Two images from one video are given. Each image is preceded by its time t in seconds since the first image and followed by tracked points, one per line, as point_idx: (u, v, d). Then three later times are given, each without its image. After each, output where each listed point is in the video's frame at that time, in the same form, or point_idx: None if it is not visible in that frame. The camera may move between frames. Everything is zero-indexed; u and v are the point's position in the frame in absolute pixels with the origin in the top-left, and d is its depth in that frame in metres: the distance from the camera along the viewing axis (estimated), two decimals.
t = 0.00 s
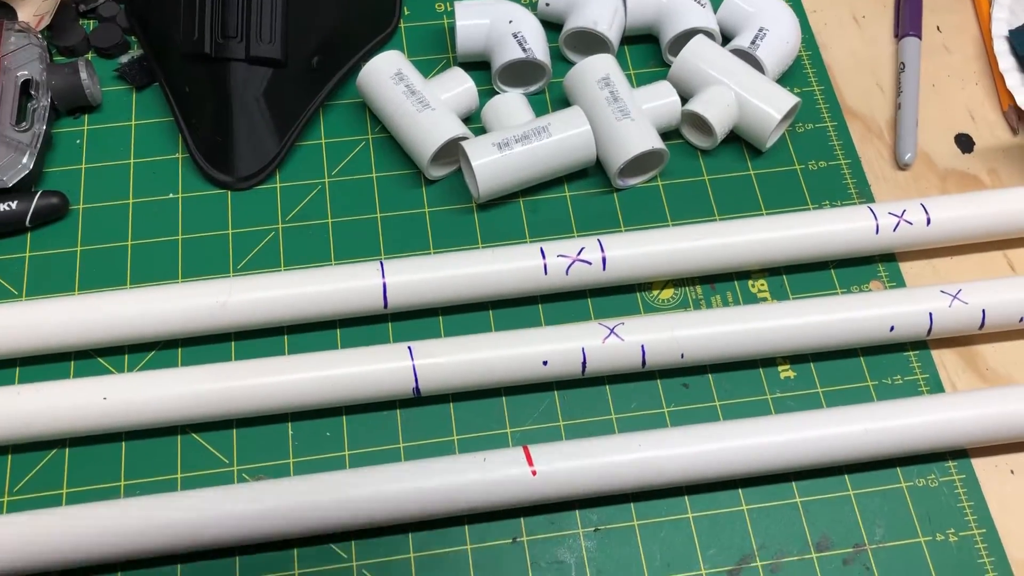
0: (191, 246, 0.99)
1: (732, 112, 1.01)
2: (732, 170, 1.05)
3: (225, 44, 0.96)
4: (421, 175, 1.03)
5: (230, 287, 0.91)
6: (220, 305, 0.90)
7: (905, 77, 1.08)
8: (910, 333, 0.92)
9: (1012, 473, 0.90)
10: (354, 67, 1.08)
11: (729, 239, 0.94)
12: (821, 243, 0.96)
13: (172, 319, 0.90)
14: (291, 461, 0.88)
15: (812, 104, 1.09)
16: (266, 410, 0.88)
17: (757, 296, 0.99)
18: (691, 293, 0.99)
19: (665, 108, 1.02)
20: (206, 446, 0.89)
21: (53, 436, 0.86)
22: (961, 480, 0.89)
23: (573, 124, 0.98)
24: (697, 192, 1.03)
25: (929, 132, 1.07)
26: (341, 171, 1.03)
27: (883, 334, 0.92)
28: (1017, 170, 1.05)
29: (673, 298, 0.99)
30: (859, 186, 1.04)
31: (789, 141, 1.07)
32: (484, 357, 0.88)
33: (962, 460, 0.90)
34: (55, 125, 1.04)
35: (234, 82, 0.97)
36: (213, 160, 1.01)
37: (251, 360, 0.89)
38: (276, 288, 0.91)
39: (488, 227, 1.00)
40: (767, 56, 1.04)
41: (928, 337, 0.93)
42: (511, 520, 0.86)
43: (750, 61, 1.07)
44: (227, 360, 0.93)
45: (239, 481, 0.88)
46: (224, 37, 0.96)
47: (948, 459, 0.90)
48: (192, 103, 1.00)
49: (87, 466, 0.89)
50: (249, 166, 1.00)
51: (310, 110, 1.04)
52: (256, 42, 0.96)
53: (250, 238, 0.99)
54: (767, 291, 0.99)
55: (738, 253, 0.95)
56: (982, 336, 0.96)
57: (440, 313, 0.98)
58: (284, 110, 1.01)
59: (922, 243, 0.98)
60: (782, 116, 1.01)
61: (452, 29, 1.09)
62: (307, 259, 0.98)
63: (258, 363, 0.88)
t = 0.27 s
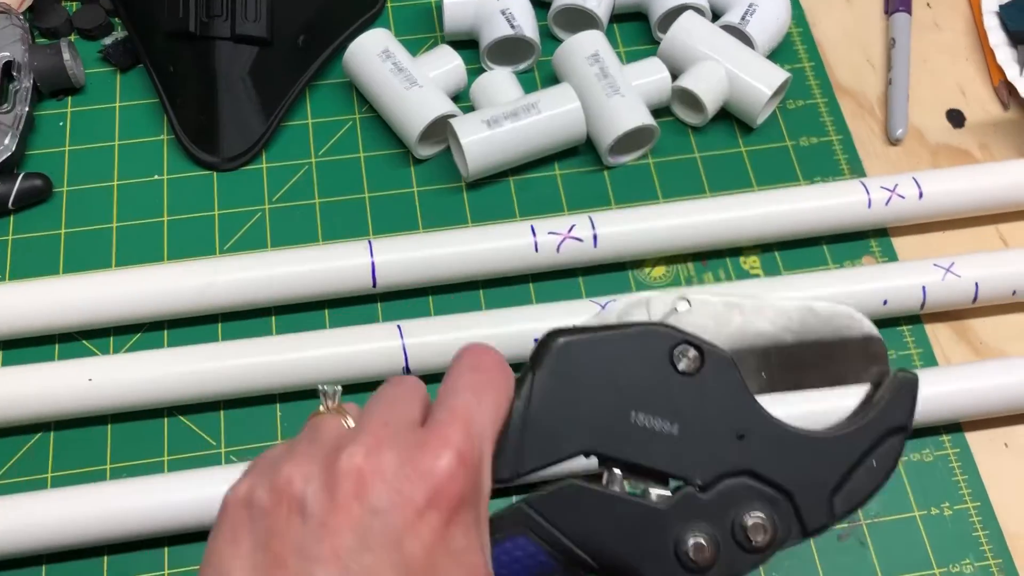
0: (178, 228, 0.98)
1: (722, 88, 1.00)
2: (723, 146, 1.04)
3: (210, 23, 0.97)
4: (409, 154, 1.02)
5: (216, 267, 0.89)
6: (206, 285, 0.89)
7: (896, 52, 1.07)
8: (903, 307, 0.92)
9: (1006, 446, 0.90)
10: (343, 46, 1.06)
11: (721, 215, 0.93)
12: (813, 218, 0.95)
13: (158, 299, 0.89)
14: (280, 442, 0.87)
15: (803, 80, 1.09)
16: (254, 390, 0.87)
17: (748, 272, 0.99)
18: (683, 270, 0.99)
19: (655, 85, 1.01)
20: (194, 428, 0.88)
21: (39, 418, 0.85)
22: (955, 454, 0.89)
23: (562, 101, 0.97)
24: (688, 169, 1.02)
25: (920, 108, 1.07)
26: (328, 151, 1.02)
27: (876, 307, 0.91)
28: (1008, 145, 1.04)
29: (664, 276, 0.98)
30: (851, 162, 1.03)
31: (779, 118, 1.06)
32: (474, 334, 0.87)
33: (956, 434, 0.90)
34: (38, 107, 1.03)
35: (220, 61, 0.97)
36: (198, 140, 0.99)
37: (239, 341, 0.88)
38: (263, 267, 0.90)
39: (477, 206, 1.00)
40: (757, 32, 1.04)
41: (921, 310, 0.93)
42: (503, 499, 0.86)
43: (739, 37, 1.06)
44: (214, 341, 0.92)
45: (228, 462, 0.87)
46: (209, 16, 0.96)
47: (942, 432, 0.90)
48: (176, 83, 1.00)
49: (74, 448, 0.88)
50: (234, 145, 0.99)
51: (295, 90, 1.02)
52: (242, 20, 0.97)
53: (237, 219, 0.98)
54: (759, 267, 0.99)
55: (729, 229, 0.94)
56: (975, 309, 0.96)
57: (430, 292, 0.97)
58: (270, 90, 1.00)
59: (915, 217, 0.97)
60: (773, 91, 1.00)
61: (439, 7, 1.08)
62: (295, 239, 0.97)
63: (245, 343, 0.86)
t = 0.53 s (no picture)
0: (157, 222, 0.97)
1: (703, 75, 1.00)
2: (704, 134, 1.04)
3: (187, 14, 0.96)
4: (389, 145, 1.02)
5: (195, 261, 0.89)
6: (185, 279, 0.88)
7: (876, 38, 1.07)
8: (885, 292, 0.92)
9: (990, 429, 0.90)
10: (322, 39, 1.06)
11: (703, 202, 0.93)
12: (795, 204, 0.95)
13: (137, 294, 0.88)
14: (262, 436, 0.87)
15: (784, 67, 1.08)
16: (235, 384, 0.86)
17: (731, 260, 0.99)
18: (666, 259, 0.98)
19: (636, 73, 1.01)
20: (175, 423, 0.87)
21: (17, 415, 0.84)
22: (939, 439, 0.89)
23: (542, 90, 0.96)
24: (669, 157, 1.02)
25: (901, 93, 1.07)
26: (308, 143, 1.01)
27: (858, 293, 0.91)
28: (989, 130, 1.05)
29: (647, 264, 0.98)
30: (832, 148, 1.03)
31: (761, 105, 1.06)
32: (456, 325, 0.86)
33: (940, 418, 0.90)
34: (13, 102, 1.02)
35: (197, 53, 0.96)
36: (177, 134, 0.99)
37: (219, 334, 0.87)
38: (242, 260, 0.89)
39: (459, 196, 0.99)
40: (737, 19, 1.04)
41: (904, 295, 0.93)
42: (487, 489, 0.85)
43: (719, 24, 1.06)
44: (194, 335, 0.91)
45: (209, 456, 0.86)
46: (186, 7, 0.96)
47: (926, 417, 0.90)
48: (154, 77, 0.99)
49: (53, 445, 0.87)
50: (213, 139, 0.98)
51: (275, 82, 1.01)
52: (219, 12, 0.96)
53: (217, 213, 0.97)
54: (742, 255, 0.99)
55: (712, 216, 0.94)
56: (957, 294, 0.96)
57: (412, 284, 0.96)
58: (248, 83, 1.00)
59: (896, 202, 0.97)
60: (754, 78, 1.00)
61: None
62: (275, 232, 0.96)
63: (225, 336, 0.86)
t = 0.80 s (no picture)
0: (151, 214, 0.97)
1: (694, 61, 1.01)
2: (696, 120, 1.04)
3: (178, 5, 0.96)
4: (382, 135, 1.02)
5: (190, 251, 0.89)
6: (180, 269, 0.88)
7: (864, 23, 1.08)
8: (878, 273, 0.92)
9: (983, 408, 0.91)
10: (313, 30, 1.06)
11: (696, 187, 0.94)
12: (787, 188, 0.95)
13: (132, 285, 0.88)
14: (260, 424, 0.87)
15: (774, 53, 1.09)
16: (232, 373, 0.86)
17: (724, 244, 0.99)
18: (660, 244, 0.99)
19: (627, 60, 1.01)
20: (172, 413, 0.87)
21: (14, 407, 0.84)
22: (932, 417, 0.90)
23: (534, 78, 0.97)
24: (661, 143, 1.03)
25: (890, 78, 1.08)
26: (301, 134, 1.02)
27: (851, 274, 0.92)
28: (978, 112, 1.05)
29: (641, 250, 0.99)
30: (823, 132, 1.04)
31: (751, 90, 1.06)
32: (452, 311, 0.87)
33: (933, 398, 0.91)
34: (4, 96, 1.02)
35: (188, 44, 0.97)
36: (169, 126, 0.99)
37: (215, 324, 0.87)
38: (237, 250, 0.89)
39: (452, 184, 0.99)
40: (727, 5, 1.04)
41: (896, 277, 0.94)
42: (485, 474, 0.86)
43: (709, 11, 1.07)
44: (190, 325, 0.91)
45: (207, 445, 0.87)
46: None
47: (920, 396, 0.91)
48: (145, 69, 0.99)
49: (50, 437, 0.87)
50: (206, 130, 0.99)
51: (267, 73, 1.01)
52: (210, 3, 0.97)
53: (211, 204, 0.97)
54: (735, 239, 0.99)
55: (705, 201, 0.94)
56: (948, 275, 0.97)
57: (407, 272, 0.96)
58: (240, 74, 1.00)
59: (887, 184, 0.98)
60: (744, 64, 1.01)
61: None
62: (269, 222, 0.97)
63: (221, 326, 0.86)
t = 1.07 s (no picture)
0: (151, 211, 0.97)
1: (692, 54, 1.01)
2: (694, 113, 1.04)
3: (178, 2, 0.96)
4: (382, 130, 1.02)
5: (192, 247, 0.89)
6: (183, 265, 0.88)
7: (861, 15, 1.08)
8: (878, 263, 0.93)
9: (983, 396, 0.91)
10: (312, 26, 1.06)
11: (696, 179, 0.94)
12: (786, 179, 0.96)
13: (134, 281, 0.88)
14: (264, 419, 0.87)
15: (771, 46, 1.10)
16: (236, 368, 0.86)
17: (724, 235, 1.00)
18: (660, 236, 0.99)
19: (625, 53, 1.02)
20: (176, 409, 0.88)
21: (17, 404, 0.84)
22: (934, 406, 0.90)
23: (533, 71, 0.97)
24: (660, 136, 1.03)
25: (887, 69, 1.08)
26: (301, 130, 1.02)
27: (851, 264, 0.92)
28: (975, 103, 1.06)
29: (641, 242, 0.99)
30: (821, 124, 1.04)
31: (749, 83, 1.07)
32: (454, 304, 0.87)
33: (934, 386, 0.91)
34: (4, 95, 1.02)
35: (187, 41, 0.97)
36: (169, 123, 0.99)
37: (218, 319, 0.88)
38: (239, 245, 0.89)
39: (452, 178, 1.00)
40: None
41: (896, 266, 0.94)
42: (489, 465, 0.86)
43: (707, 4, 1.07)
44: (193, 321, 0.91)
45: (211, 441, 0.87)
46: None
47: (921, 385, 0.91)
48: (145, 66, 0.99)
49: (54, 435, 0.87)
50: (206, 127, 0.99)
51: (266, 69, 1.01)
52: None
53: (212, 200, 0.97)
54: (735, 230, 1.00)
55: (705, 193, 0.95)
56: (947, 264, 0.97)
57: (409, 266, 0.97)
58: (239, 70, 1.00)
59: (885, 175, 0.98)
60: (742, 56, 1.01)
61: None
62: (270, 218, 0.97)
63: (224, 321, 0.86)
